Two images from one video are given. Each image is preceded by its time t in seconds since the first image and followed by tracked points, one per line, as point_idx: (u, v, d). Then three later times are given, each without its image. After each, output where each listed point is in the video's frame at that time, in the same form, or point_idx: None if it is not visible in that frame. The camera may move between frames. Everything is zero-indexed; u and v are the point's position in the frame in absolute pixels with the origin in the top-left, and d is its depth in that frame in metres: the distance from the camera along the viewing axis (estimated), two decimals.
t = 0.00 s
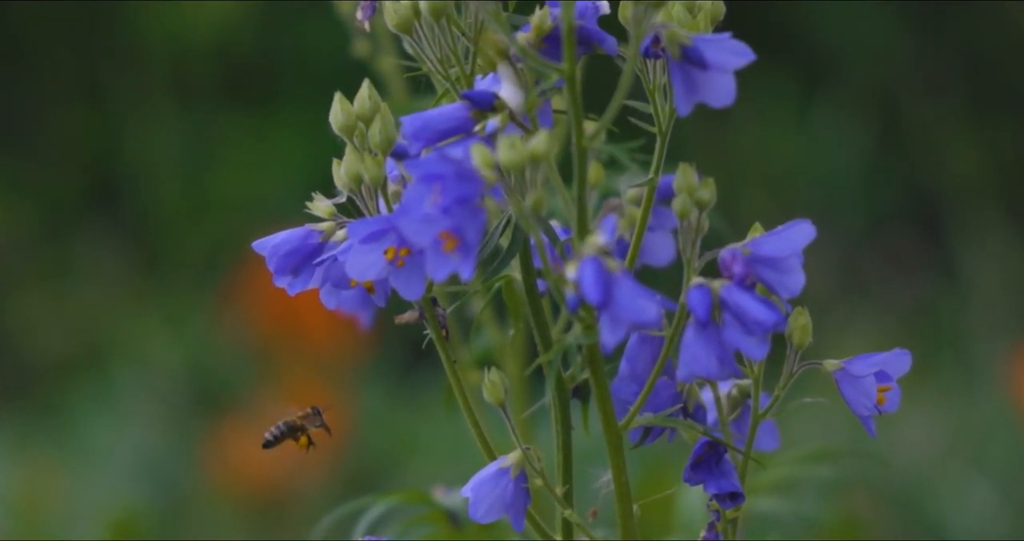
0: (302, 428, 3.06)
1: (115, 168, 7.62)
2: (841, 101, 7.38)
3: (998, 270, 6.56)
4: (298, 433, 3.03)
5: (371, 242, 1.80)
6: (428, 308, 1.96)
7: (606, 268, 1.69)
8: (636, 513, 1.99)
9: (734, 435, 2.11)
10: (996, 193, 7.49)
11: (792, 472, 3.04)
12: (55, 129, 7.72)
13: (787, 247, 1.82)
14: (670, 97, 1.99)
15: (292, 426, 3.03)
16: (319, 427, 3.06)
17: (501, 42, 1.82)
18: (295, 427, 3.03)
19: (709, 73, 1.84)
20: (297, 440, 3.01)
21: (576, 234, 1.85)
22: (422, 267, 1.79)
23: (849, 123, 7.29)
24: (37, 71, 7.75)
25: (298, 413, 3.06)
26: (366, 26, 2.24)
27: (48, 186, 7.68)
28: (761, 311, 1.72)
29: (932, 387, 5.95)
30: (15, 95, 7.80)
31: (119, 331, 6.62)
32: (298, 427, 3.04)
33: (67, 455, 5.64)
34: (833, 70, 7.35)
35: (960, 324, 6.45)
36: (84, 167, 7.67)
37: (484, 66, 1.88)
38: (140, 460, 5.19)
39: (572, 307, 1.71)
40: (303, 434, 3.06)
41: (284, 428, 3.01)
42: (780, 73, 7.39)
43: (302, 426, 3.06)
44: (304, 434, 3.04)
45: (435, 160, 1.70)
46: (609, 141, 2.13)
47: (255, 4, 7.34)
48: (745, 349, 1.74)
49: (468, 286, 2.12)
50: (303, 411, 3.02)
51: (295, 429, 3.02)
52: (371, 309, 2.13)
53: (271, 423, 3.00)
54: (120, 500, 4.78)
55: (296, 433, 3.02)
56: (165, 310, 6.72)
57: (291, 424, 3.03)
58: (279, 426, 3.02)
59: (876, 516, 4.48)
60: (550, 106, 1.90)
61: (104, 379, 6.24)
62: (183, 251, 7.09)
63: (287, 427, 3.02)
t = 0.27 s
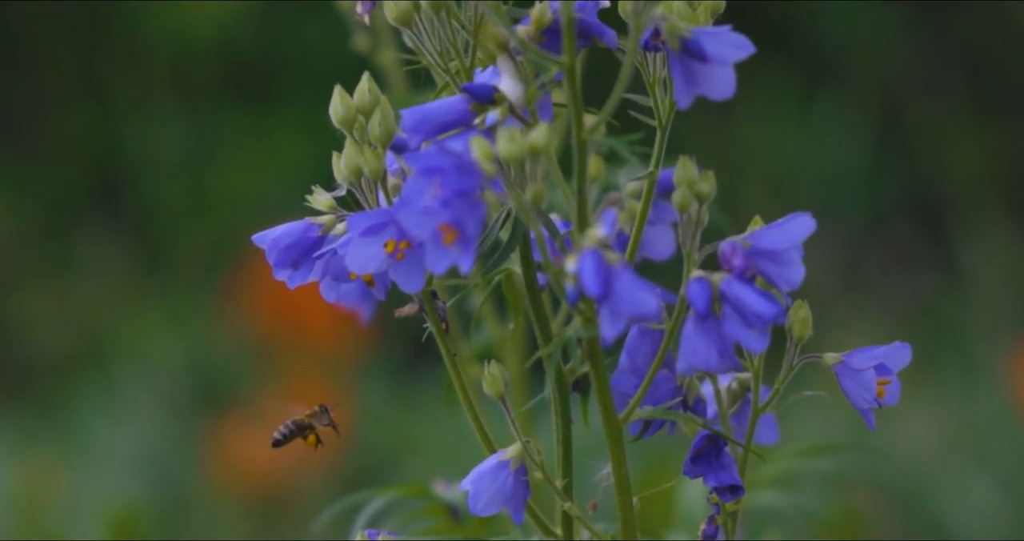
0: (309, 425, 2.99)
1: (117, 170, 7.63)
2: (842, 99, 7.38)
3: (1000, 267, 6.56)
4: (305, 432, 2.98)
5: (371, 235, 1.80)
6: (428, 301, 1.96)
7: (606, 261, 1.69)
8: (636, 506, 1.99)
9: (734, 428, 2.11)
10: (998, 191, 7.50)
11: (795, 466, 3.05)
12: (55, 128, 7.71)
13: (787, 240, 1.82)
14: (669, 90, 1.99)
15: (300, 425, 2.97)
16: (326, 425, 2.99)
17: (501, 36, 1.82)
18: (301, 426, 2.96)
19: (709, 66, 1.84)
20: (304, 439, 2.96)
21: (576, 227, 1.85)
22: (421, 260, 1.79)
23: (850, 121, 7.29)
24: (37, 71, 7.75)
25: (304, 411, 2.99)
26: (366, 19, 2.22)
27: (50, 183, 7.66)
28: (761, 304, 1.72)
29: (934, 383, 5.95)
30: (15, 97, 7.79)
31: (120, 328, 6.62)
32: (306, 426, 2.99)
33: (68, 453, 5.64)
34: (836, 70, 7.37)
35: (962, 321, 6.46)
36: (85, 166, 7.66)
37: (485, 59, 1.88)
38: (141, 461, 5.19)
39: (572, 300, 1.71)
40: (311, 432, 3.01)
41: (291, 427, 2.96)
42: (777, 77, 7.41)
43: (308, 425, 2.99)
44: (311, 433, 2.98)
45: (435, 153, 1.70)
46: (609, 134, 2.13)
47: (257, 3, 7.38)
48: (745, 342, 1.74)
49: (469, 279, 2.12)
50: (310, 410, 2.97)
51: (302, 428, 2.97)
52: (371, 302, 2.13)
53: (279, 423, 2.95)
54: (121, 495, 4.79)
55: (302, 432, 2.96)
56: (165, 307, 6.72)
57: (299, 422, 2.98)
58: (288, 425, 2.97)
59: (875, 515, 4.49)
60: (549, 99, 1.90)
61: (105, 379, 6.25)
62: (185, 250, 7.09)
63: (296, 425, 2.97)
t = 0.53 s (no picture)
0: (320, 426, 2.89)
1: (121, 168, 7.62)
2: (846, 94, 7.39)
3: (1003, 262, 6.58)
4: (317, 433, 2.87)
5: (372, 224, 1.80)
6: (429, 290, 1.96)
7: (607, 250, 1.69)
8: (638, 495, 1.99)
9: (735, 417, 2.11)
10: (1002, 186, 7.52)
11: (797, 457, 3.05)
12: (56, 125, 7.69)
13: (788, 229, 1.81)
14: (671, 79, 1.99)
15: (311, 425, 2.86)
16: (339, 427, 2.88)
17: (501, 25, 1.82)
18: (314, 426, 2.86)
19: (710, 54, 1.84)
20: (315, 439, 2.85)
21: (576, 216, 1.85)
22: (422, 248, 1.79)
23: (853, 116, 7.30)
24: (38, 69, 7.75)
25: (316, 410, 2.88)
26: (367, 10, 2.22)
27: (53, 178, 7.65)
28: (762, 293, 1.72)
29: (935, 377, 6.01)
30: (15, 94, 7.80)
31: (124, 324, 6.66)
32: (317, 426, 2.88)
33: (72, 449, 5.68)
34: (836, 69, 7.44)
35: (965, 317, 6.47)
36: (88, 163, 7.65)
37: (485, 48, 1.88)
38: (144, 458, 5.24)
39: (572, 288, 1.71)
40: (323, 433, 2.89)
41: (302, 426, 2.86)
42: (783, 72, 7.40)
43: (319, 425, 2.88)
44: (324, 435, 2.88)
45: (436, 142, 1.70)
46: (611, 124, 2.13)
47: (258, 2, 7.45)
48: (746, 331, 1.74)
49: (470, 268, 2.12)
50: (322, 409, 2.86)
51: (314, 428, 2.87)
52: (372, 292, 2.13)
53: (291, 422, 2.85)
54: (126, 489, 4.87)
55: (314, 433, 2.86)
56: (169, 301, 6.76)
57: (310, 422, 2.87)
58: (299, 424, 2.87)
59: (875, 517, 4.51)
60: (550, 87, 1.89)
61: (106, 375, 6.27)
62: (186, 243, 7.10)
63: (307, 425, 2.86)
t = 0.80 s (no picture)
0: (337, 429, 2.87)
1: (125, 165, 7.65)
2: (846, 89, 7.42)
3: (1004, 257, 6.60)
4: (334, 434, 2.86)
5: (372, 210, 1.80)
6: (429, 277, 1.96)
7: (606, 237, 1.69)
8: (638, 483, 1.99)
9: (735, 404, 2.11)
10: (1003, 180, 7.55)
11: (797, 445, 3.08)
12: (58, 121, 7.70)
13: (787, 216, 1.81)
14: (671, 67, 1.99)
15: (328, 426, 2.85)
16: (356, 427, 2.86)
17: (502, 11, 1.82)
18: (331, 427, 2.84)
19: (709, 41, 1.84)
20: (334, 440, 2.84)
21: (576, 203, 1.85)
22: (422, 235, 1.79)
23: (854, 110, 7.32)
24: (38, 65, 7.79)
25: (333, 412, 2.87)
26: None
27: (58, 173, 7.65)
28: (762, 280, 1.72)
29: (936, 372, 6.09)
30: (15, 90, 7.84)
31: (128, 320, 6.72)
32: (334, 428, 2.86)
33: (75, 443, 5.73)
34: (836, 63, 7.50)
35: (966, 312, 6.50)
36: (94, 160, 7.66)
37: (485, 35, 1.88)
38: (146, 452, 5.30)
39: (572, 275, 1.71)
40: (339, 434, 2.88)
41: (319, 429, 2.84)
42: (782, 70, 7.50)
43: (336, 427, 2.87)
44: (340, 436, 2.86)
45: (436, 128, 1.71)
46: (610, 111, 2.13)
47: None
48: (745, 317, 1.74)
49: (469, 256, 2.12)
50: (339, 411, 2.85)
51: (332, 428, 2.85)
52: (371, 279, 2.13)
53: (308, 423, 2.84)
54: (128, 481, 4.90)
55: (332, 436, 2.84)
56: (172, 296, 6.81)
57: (327, 423, 2.86)
58: (316, 426, 2.85)
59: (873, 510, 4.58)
60: (551, 75, 1.89)
61: (109, 370, 6.34)
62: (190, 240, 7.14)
63: (324, 427, 2.85)
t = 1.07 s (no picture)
0: (350, 417, 2.74)
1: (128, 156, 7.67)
2: (848, 82, 7.49)
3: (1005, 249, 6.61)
4: (347, 424, 2.73)
5: (371, 197, 1.80)
6: (428, 264, 1.96)
7: (605, 223, 1.69)
8: (637, 468, 2.00)
9: (734, 391, 2.11)
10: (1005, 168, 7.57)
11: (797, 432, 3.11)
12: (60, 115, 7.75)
13: (786, 201, 1.81)
14: (669, 54, 1.99)
15: (341, 414, 2.72)
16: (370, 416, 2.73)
17: None
18: (344, 416, 2.71)
19: (708, 27, 1.84)
20: (347, 430, 2.72)
21: (575, 190, 1.85)
22: (421, 222, 1.79)
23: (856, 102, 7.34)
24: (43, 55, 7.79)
25: (346, 401, 2.73)
26: None
27: (60, 164, 7.73)
28: (761, 265, 1.72)
29: (936, 363, 6.16)
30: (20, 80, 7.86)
31: (132, 315, 6.81)
32: (348, 416, 2.73)
33: (77, 434, 5.79)
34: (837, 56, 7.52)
35: (967, 302, 6.52)
36: (96, 153, 7.72)
37: (483, 22, 1.87)
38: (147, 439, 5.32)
39: (570, 261, 1.71)
40: (354, 424, 2.75)
41: (331, 418, 2.72)
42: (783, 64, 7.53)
43: (349, 415, 2.74)
44: (354, 425, 2.73)
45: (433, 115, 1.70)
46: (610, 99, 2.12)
47: None
48: (744, 303, 1.73)
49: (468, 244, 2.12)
50: (352, 400, 2.71)
51: (345, 418, 2.72)
52: (369, 266, 2.13)
53: (321, 411, 2.71)
54: (130, 470, 4.93)
55: (345, 426, 2.71)
56: (175, 291, 6.89)
57: (340, 412, 2.73)
58: (329, 415, 2.73)
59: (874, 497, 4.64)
60: (549, 61, 1.89)
61: (114, 361, 6.40)
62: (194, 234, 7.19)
63: (338, 415, 2.73)
